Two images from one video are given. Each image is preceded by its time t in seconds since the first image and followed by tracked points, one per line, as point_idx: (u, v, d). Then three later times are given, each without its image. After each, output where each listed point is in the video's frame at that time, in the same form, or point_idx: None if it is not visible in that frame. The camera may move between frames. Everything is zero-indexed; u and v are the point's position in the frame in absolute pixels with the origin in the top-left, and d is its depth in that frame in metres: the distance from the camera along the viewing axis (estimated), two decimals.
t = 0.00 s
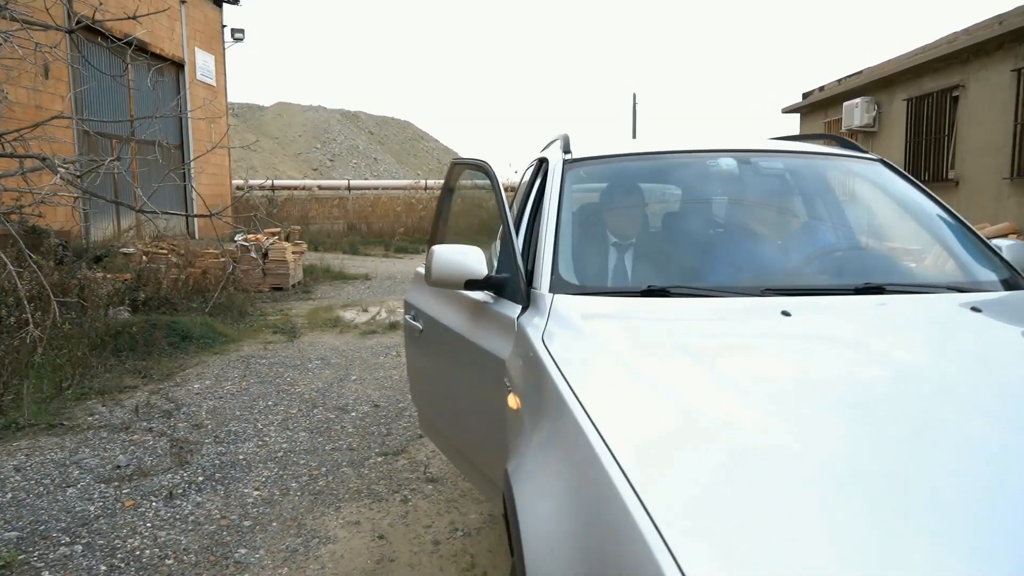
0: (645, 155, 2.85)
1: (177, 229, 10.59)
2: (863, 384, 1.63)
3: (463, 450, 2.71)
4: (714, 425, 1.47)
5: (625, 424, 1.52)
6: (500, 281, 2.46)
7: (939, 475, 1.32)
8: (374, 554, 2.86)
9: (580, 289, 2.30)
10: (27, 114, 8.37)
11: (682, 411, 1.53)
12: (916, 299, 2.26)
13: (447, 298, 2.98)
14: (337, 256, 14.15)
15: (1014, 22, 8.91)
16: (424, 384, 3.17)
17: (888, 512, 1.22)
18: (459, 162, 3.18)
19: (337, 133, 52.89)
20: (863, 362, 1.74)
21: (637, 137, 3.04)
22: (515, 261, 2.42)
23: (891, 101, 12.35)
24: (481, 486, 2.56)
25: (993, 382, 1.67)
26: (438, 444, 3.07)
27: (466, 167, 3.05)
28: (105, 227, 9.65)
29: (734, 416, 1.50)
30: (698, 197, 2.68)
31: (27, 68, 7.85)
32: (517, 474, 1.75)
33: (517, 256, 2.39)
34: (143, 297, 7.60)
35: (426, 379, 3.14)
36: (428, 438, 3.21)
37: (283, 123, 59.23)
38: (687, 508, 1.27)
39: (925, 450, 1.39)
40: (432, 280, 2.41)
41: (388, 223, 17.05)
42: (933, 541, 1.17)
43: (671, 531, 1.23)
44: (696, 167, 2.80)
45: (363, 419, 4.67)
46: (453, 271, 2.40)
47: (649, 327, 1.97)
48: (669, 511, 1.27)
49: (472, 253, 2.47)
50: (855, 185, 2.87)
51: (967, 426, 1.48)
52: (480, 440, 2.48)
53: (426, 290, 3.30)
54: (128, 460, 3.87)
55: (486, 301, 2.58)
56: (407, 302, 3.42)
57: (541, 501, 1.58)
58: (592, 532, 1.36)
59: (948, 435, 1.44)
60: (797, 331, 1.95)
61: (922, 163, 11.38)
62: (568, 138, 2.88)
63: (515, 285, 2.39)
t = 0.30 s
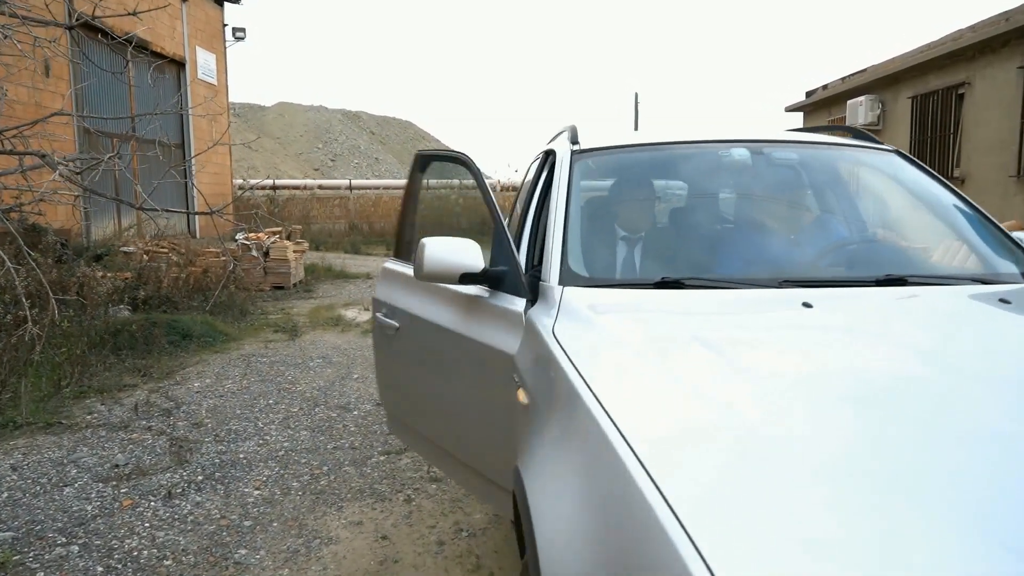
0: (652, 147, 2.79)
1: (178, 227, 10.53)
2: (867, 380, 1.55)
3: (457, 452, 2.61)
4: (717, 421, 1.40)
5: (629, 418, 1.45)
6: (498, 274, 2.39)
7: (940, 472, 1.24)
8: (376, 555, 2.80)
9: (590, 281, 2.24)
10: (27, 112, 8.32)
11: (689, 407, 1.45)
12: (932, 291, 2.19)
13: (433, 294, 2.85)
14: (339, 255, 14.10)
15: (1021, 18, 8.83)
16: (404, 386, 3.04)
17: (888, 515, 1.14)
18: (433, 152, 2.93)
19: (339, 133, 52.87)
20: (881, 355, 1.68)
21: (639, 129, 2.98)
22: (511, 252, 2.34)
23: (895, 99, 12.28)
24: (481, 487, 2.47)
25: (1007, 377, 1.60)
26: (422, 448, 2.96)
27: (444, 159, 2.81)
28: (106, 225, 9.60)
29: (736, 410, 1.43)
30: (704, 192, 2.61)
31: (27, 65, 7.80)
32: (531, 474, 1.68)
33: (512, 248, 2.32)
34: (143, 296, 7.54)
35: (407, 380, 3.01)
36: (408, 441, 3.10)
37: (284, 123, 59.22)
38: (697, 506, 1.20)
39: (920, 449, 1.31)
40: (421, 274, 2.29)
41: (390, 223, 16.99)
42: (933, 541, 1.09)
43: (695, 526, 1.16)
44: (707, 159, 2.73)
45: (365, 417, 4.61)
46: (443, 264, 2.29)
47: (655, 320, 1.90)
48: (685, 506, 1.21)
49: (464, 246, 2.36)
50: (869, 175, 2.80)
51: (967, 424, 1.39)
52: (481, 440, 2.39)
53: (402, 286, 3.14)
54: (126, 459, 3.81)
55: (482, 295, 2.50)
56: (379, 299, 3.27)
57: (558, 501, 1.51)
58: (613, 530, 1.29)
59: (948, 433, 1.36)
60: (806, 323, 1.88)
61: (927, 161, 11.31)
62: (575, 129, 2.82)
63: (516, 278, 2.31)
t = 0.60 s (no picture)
0: (659, 141, 2.74)
1: (179, 225, 10.49)
2: (870, 375, 1.49)
3: (450, 456, 2.48)
4: (722, 419, 1.34)
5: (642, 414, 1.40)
6: (497, 270, 2.28)
7: (939, 471, 1.18)
8: (380, 557, 2.75)
9: (600, 277, 2.19)
10: (28, 110, 8.27)
11: (693, 404, 1.40)
12: (948, 287, 2.13)
13: (419, 292, 2.67)
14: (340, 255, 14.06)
15: None
16: (382, 390, 2.86)
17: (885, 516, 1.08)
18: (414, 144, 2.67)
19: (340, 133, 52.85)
20: (898, 350, 1.63)
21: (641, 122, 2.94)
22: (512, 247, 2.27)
23: (899, 97, 12.21)
24: (478, 491, 2.36)
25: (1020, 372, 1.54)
26: (403, 453, 2.81)
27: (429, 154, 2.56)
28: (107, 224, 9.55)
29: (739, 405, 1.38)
30: (711, 187, 2.56)
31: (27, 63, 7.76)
32: (544, 476, 1.62)
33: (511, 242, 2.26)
34: (144, 295, 7.50)
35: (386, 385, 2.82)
36: (386, 447, 2.93)
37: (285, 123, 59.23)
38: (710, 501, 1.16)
39: (914, 447, 1.25)
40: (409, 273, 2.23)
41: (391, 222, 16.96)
42: (930, 541, 1.04)
43: (717, 522, 1.12)
44: (718, 153, 2.68)
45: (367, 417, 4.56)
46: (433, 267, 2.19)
47: (663, 315, 1.85)
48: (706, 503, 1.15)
49: (459, 243, 2.25)
50: (882, 168, 2.75)
51: (968, 420, 1.33)
52: (480, 442, 2.28)
53: (379, 285, 2.93)
54: (126, 459, 3.77)
55: (477, 292, 2.38)
56: (345, 300, 3.05)
57: (573, 502, 1.45)
58: (633, 531, 1.24)
59: (949, 432, 1.29)
60: (816, 318, 1.84)
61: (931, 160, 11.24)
62: (583, 123, 2.78)
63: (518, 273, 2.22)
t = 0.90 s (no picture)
0: (669, 136, 2.69)
1: (181, 225, 10.44)
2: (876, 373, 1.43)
3: (446, 464, 2.33)
4: (735, 420, 1.29)
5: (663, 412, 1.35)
6: (497, 268, 2.20)
7: (940, 469, 1.12)
8: (386, 561, 2.69)
9: (614, 274, 2.15)
10: (29, 109, 8.23)
11: (702, 404, 1.36)
12: (967, 285, 2.07)
13: (409, 291, 2.45)
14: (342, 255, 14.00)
15: None
16: (358, 397, 2.61)
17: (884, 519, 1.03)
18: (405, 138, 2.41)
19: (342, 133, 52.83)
20: (921, 347, 1.58)
21: (643, 120, 2.88)
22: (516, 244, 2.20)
23: (905, 97, 12.14)
24: (479, 499, 2.25)
25: None
26: (384, 463, 2.61)
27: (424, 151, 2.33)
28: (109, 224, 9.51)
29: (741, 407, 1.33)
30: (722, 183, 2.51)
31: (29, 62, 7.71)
32: (562, 479, 1.55)
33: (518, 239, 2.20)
34: (145, 294, 7.45)
35: (364, 391, 2.58)
36: (359, 457, 2.71)
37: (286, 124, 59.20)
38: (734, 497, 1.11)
39: (906, 445, 1.19)
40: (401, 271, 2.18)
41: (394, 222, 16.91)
42: (927, 540, 0.99)
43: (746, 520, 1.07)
44: (732, 148, 2.63)
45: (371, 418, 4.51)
46: (427, 269, 2.11)
47: (674, 314, 1.81)
48: (735, 500, 1.11)
49: (454, 240, 2.17)
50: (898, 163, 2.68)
51: (963, 416, 1.27)
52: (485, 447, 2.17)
53: (354, 284, 2.64)
54: (127, 460, 3.71)
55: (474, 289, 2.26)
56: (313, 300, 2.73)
57: (594, 504, 1.39)
58: (660, 532, 1.18)
59: (953, 430, 1.22)
60: (833, 316, 1.79)
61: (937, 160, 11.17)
62: (594, 118, 2.73)
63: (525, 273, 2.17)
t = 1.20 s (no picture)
0: (675, 133, 2.66)
1: (183, 225, 10.41)
2: (883, 371, 1.40)
3: (444, 471, 2.25)
4: (744, 419, 1.26)
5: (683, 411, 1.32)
6: (500, 267, 2.16)
7: (939, 467, 1.10)
8: (391, 565, 2.65)
9: (626, 273, 2.12)
10: (31, 109, 8.20)
11: (701, 404, 1.33)
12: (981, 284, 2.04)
13: (403, 293, 2.35)
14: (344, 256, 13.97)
15: None
16: (343, 404, 2.47)
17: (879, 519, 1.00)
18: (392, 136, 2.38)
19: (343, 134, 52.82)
20: (934, 345, 1.54)
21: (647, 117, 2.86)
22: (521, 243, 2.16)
23: (908, 96, 12.09)
24: (478, 505, 2.19)
25: None
26: (372, 472, 2.49)
27: (418, 152, 2.31)
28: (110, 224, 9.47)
29: (759, 406, 1.29)
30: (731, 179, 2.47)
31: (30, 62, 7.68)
32: (576, 483, 1.51)
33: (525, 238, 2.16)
34: (147, 295, 7.42)
35: (351, 397, 2.45)
36: (343, 467, 2.58)
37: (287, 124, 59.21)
38: (762, 498, 1.08)
39: (904, 442, 1.16)
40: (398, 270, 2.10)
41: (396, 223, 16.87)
42: (922, 539, 0.97)
43: (772, 520, 1.04)
44: (740, 146, 2.59)
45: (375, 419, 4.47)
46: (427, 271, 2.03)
47: (683, 313, 1.78)
48: (759, 500, 1.08)
49: (454, 239, 2.09)
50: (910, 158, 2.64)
51: (965, 413, 1.24)
52: (486, 452, 2.11)
53: (341, 286, 2.51)
54: (128, 462, 3.68)
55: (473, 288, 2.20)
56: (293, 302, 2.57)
57: (608, 506, 1.36)
58: (678, 537, 1.14)
59: (952, 427, 1.20)
60: (847, 315, 1.75)
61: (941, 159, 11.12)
62: (602, 114, 2.69)
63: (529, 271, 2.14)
